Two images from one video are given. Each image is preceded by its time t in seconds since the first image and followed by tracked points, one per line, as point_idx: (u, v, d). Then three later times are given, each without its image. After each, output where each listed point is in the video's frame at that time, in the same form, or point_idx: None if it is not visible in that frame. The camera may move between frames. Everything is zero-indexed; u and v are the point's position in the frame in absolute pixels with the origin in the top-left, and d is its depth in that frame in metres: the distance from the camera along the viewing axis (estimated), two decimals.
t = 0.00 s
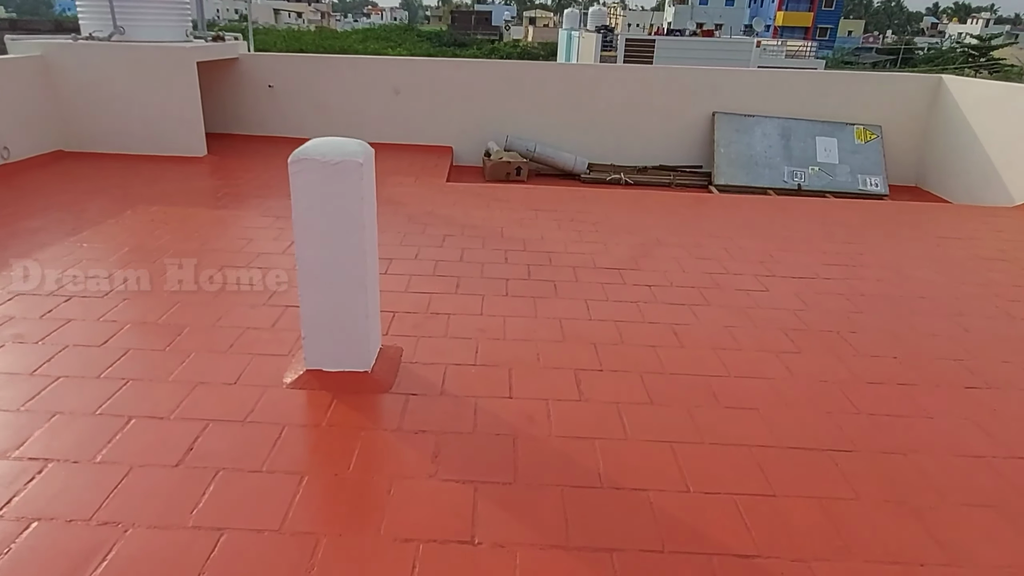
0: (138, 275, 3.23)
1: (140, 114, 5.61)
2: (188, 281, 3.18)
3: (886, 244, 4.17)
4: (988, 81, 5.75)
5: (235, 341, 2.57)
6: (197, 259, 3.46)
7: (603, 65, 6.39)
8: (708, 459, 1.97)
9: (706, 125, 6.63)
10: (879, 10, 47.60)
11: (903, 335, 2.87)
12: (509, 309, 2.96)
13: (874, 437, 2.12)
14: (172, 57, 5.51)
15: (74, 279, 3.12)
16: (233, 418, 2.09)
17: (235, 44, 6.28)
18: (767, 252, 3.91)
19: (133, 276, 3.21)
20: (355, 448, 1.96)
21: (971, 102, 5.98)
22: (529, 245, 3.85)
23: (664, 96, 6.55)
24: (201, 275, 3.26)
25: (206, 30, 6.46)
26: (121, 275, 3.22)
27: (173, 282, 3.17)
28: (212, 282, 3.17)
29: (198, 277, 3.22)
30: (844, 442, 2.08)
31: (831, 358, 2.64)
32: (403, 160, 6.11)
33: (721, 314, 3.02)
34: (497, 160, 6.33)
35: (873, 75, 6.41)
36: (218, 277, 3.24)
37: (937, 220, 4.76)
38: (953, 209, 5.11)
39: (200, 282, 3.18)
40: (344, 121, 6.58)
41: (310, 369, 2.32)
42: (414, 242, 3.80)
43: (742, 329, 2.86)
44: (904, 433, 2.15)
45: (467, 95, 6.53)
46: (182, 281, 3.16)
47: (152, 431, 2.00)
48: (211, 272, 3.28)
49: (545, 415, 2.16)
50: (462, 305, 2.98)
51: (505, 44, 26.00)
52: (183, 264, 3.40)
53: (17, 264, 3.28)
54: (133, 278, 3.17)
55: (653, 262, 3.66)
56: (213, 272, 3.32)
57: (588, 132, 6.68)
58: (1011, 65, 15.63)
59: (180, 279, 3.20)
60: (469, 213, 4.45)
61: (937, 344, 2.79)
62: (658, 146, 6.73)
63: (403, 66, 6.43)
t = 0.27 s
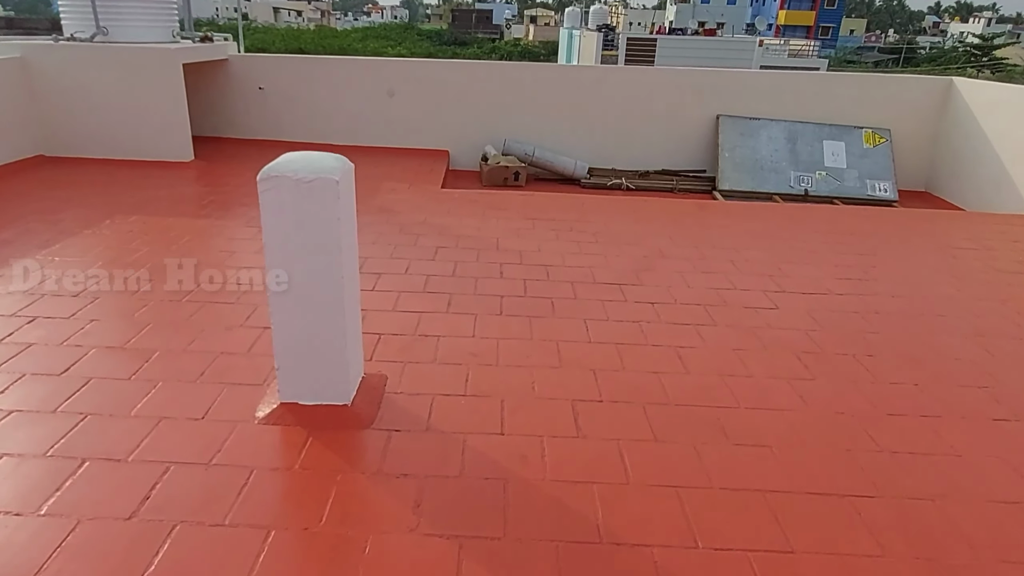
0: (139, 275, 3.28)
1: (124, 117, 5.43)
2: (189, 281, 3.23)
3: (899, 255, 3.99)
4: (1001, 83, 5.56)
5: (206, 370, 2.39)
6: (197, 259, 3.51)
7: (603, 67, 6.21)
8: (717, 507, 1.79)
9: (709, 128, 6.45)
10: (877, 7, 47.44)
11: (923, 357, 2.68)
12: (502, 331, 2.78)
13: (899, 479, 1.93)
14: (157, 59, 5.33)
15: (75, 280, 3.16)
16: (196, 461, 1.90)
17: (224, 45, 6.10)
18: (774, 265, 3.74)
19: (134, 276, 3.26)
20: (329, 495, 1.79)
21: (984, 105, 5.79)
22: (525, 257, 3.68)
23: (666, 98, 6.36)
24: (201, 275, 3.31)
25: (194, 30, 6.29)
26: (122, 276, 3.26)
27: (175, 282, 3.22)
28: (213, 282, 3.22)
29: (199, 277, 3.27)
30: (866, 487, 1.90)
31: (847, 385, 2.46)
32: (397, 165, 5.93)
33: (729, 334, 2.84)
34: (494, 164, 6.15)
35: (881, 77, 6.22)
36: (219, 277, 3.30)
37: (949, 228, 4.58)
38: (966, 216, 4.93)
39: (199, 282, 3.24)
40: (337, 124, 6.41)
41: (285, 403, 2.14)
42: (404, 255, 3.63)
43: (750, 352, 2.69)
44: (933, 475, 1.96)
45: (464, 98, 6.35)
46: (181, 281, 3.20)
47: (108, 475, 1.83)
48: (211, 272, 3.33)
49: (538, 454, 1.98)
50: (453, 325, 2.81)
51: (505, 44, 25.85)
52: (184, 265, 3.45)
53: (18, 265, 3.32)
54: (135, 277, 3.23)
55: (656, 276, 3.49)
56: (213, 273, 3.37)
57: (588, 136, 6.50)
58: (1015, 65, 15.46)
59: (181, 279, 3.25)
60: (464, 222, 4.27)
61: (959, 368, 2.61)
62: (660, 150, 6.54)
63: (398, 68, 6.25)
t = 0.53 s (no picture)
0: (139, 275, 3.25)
1: (108, 117, 5.23)
2: (189, 280, 3.20)
3: (915, 264, 3.81)
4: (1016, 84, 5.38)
5: (176, 397, 2.20)
6: (197, 260, 3.47)
7: (605, 66, 6.02)
8: (738, 558, 1.60)
9: (714, 129, 6.26)
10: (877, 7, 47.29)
11: (952, 380, 2.50)
12: (499, 349, 2.60)
13: (938, 523, 1.75)
14: (142, 57, 5.13)
15: (75, 279, 3.13)
16: (158, 504, 1.71)
17: (213, 43, 5.91)
18: (786, 275, 3.56)
19: (133, 276, 3.23)
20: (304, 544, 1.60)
21: (998, 107, 5.61)
22: (523, 267, 3.50)
23: (670, 99, 6.17)
24: (201, 276, 3.27)
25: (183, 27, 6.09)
26: (122, 275, 3.23)
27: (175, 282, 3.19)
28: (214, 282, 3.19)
29: (200, 277, 3.24)
30: (902, 534, 1.71)
31: (871, 411, 2.27)
32: (392, 167, 5.74)
33: (742, 353, 2.65)
34: (492, 166, 5.96)
35: (891, 77, 6.04)
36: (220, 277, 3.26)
37: (966, 235, 4.40)
38: (981, 222, 4.74)
39: (199, 283, 3.19)
40: (331, 125, 6.22)
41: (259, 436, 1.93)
42: (396, 265, 3.45)
43: (765, 373, 2.51)
44: (975, 519, 1.77)
45: (461, 97, 6.16)
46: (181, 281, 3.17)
47: (58, 521, 1.64)
48: (211, 272, 3.29)
49: (539, 494, 1.79)
50: (446, 343, 2.63)
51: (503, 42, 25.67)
52: (185, 264, 3.42)
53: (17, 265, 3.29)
54: (135, 277, 3.20)
55: (662, 287, 3.30)
56: (215, 273, 3.34)
57: (590, 137, 6.31)
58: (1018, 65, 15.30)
59: (181, 279, 3.22)
60: (459, 229, 4.09)
61: (990, 392, 2.42)
62: (663, 152, 6.35)
63: (393, 66, 6.06)
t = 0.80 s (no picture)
0: (140, 277, 3.22)
1: (93, 119, 5.03)
2: (190, 281, 3.18)
3: (934, 278, 3.63)
4: None
5: (146, 432, 2.01)
6: (196, 260, 3.46)
7: (608, 66, 5.83)
8: None
9: (719, 132, 6.08)
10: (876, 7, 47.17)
11: (989, 411, 2.32)
12: (499, 375, 2.41)
13: None
14: (128, 58, 4.93)
15: (75, 280, 3.11)
16: (115, 566, 1.52)
17: (203, 41, 5.71)
18: (801, 290, 3.37)
19: (133, 276, 3.22)
20: None
21: (1013, 111, 5.43)
22: (524, 280, 3.32)
23: (675, 101, 5.98)
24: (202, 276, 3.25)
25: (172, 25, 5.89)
26: (122, 276, 3.21)
27: (175, 282, 3.17)
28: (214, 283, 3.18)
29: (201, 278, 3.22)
30: None
31: (906, 449, 2.09)
32: (388, 171, 5.55)
33: (760, 379, 2.47)
34: (490, 170, 5.76)
35: (902, 79, 5.86)
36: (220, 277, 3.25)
37: (985, 245, 4.22)
38: (999, 230, 4.57)
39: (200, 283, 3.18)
40: (324, 127, 6.03)
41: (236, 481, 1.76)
42: (390, 278, 3.27)
43: (785, 402, 2.32)
44: None
45: (459, 99, 5.97)
46: (181, 282, 3.16)
47: None
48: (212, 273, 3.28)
49: (544, 551, 1.60)
50: (442, 368, 2.44)
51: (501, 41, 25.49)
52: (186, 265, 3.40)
53: (16, 265, 3.27)
54: (135, 278, 3.19)
55: (671, 304, 3.12)
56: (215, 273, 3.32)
57: (591, 140, 6.12)
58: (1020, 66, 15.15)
59: (181, 279, 3.20)
60: (457, 238, 3.91)
61: None
62: (668, 156, 6.16)
63: (388, 66, 5.87)
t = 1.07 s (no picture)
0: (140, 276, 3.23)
1: (73, 123, 4.84)
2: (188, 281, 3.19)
3: (952, 289, 3.47)
4: None
5: (108, 475, 1.83)
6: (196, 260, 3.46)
7: (608, 66, 5.66)
8: None
9: (722, 134, 5.90)
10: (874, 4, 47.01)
11: None
12: (496, 405, 2.23)
13: None
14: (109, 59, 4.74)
15: (76, 280, 3.13)
16: None
17: (189, 41, 5.52)
18: (814, 305, 3.20)
19: (134, 276, 3.23)
20: None
21: None
22: (522, 294, 3.14)
23: (677, 101, 5.80)
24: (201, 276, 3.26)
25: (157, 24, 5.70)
26: (123, 276, 3.22)
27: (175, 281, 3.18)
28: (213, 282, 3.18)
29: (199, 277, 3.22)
30: None
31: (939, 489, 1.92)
32: (381, 175, 5.37)
33: (776, 409, 2.30)
34: (486, 173, 5.58)
35: (911, 79, 5.69)
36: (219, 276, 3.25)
37: (1002, 253, 4.05)
38: (1015, 236, 4.40)
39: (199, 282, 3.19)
40: (316, 129, 5.85)
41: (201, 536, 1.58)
42: (379, 293, 3.08)
43: (805, 433, 2.15)
44: None
45: (455, 100, 5.79)
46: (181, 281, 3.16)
47: None
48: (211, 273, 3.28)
49: None
50: (434, 397, 2.26)
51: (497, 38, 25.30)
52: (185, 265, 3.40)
53: (18, 266, 3.28)
54: (135, 277, 3.19)
55: (678, 321, 2.94)
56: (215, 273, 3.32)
57: (591, 141, 5.94)
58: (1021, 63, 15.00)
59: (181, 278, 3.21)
60: (451, 248, 3.73)
61: None
62: (670, 158, 5.99)
63: (381, 66, 5.68)
